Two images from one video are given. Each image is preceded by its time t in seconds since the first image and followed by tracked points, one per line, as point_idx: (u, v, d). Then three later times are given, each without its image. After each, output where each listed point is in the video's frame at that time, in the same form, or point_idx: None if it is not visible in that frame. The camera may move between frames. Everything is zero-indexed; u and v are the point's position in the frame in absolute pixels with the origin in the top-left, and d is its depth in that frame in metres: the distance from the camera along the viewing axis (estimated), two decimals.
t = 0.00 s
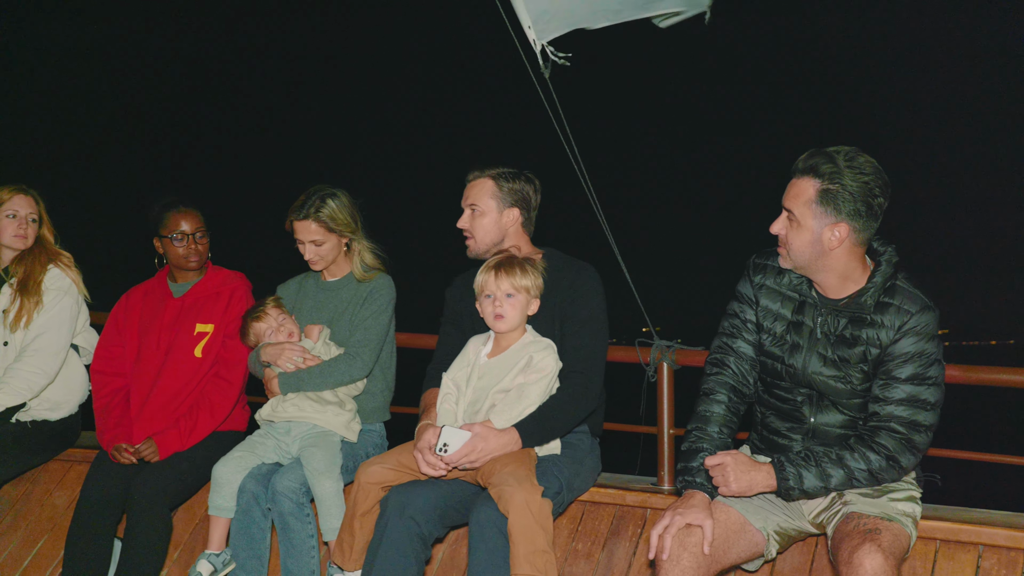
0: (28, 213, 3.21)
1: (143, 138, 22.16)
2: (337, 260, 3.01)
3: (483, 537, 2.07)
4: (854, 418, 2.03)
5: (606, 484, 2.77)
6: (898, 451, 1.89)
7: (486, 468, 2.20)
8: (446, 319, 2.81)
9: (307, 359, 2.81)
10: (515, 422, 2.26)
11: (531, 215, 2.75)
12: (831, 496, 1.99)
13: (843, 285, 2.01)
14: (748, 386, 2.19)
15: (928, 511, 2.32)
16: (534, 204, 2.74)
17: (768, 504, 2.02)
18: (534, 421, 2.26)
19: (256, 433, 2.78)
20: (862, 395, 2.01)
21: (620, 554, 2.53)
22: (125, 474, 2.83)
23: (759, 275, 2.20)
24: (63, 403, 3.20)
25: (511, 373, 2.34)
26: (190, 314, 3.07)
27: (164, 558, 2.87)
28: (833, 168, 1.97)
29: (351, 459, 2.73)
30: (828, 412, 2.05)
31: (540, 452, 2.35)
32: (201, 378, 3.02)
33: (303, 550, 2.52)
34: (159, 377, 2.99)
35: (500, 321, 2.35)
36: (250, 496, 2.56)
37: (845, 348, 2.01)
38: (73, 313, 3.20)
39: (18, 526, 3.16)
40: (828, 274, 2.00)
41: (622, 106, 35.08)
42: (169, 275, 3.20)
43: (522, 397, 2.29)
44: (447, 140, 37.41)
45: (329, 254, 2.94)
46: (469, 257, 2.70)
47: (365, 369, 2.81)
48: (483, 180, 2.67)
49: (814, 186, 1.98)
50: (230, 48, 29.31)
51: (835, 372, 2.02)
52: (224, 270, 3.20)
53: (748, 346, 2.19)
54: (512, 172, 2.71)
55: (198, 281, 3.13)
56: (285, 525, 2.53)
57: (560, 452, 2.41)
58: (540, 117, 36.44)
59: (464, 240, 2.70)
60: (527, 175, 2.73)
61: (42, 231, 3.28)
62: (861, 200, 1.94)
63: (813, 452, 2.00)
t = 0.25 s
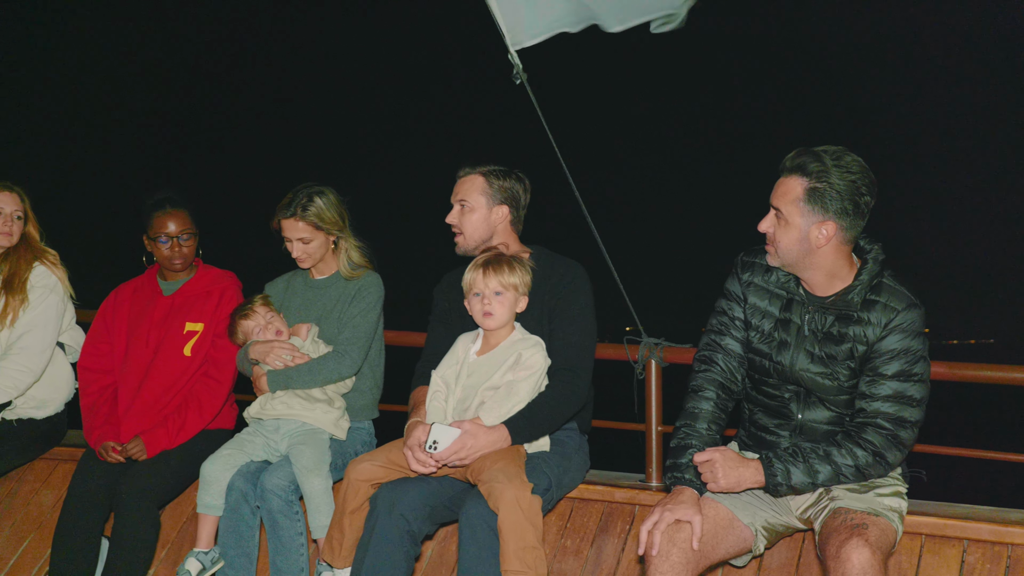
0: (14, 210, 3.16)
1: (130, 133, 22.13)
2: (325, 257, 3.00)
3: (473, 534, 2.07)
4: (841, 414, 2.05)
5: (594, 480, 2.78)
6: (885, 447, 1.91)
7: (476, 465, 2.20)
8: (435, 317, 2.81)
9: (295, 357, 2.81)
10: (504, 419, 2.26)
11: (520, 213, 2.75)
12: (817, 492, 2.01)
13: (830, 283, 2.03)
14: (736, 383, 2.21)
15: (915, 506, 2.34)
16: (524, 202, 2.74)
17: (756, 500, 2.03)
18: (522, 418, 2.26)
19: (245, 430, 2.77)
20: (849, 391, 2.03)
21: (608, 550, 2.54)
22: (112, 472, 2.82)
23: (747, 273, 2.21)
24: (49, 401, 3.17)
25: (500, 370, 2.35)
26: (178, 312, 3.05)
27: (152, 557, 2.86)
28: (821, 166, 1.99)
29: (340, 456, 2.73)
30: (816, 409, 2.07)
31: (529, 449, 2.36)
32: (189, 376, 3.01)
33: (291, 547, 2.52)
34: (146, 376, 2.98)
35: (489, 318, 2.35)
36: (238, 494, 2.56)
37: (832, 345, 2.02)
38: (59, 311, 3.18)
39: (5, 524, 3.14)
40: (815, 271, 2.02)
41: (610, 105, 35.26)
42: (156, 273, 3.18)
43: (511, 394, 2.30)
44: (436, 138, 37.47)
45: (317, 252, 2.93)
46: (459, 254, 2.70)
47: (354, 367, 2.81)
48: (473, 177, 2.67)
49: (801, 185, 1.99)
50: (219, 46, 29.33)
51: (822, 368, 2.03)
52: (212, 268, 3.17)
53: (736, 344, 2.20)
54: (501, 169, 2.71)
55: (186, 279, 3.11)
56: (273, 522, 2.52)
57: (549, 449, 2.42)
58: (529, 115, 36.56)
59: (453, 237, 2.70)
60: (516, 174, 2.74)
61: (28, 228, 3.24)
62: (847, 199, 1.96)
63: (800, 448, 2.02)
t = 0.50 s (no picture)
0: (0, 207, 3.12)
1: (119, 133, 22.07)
2: (315, 255, 2.99)
3: (465, 532, 2.07)
4: (831, 412, 2.06)
5: (585, 478, 2.79)
6: (875, 444, 1.93)
7: (468, 463, 2.20)
8: (426, 315, 2.81)
9: (286, 356, 2.80)
10: (495, 417, 2.27)
11: (512, 211, 2.76)
12: (808, 488, 2.02)
13: (820, 281, 2.04)
14: (727, 380, 2.22)
15: (905, 503, 2.36)
16: (515, 200, 2.75)
17: (747, 497, 2.05)
18: (515, 415, 2.27)
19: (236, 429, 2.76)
20: (839, 388, 2.04)
21: (600, 547, 2.55)
22: (102, 471, 2.80)
23: (738, 271, 2.22)
24: (38, 399, 3.15)
25: (491, 367, 2.35)
26: (167, 310, 3.03)
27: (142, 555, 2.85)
28: (810, 166, 2.00)
29: (331, 454, 2.72)
30: (806, 406, 2.08)
31: (521, 447, 2.37)
32: (178, 375, 2.99)
33: (283, 545, 2.51)
34: (136, 373, 2.96)
35: (480, 316, 2.36)
36: (230, 492, 2.55)
37: (822, 342, 2.04)
38: (48, 309, 3.15)
39: None
40: (805, 270, 2.03)
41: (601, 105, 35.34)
42: (144, 271, 3.15)
43: (503, 392, 2.30)
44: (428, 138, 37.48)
45: (308, 250, 2.93)
46: (452, 252, 2.69)
47: (345, 365, 2.81)
48: (466, 175, 2.67)
49: (791, 183, 2.00)
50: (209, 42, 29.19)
51: (812, 365, 2.05)
52: (200, 266, 3.15)
53: (727, 341, 2.21)
54: (492, 167, 2.72)
55: (174, 278, 3.08)
56: (265, 521, 2.51)
57: (541, 446, 2.42)
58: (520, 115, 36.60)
59: (447, 234, 2.69)
60: (508, 171, 2.74)
61: (15, 226, 3.20)
62: (836, 198, 1.97)
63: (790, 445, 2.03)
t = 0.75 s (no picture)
0: None
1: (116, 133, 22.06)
2: (314, 255, 3.00)
3: (465, 530, 2.08)
4: (829, 410, 2.07)
5: (584, 476, 2.80)
6: (872, 442, 1.94)
7: (468, 462, 2.21)
8: (424, 314, 2.81)
9: (286, 355, 2.80)
10: (496, 416, 2.27)
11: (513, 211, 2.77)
12: (808, 486, 2.03)
13: (818, 280, 2.05)
14: (725, 380, 2.23)
15: (902, 501, 2.38)
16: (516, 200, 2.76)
17: (746, 495, 2.06)
18: (515, 414, 2.27)
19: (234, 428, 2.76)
20: (837, 387, 2.05)
21: (599, 545, 2.56)
22: (100, 471, 2.80)
23: (736, 270, 2.23)
24: (36, 399, 3.15)
25: (491, 367, 2.36)
26: (163, 309, 3.03)
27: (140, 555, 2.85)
28: (808, 166, 2.01)
29: (329, 454, 2.73)
30: (805, 404, 2.09)
31: (520, 446, 2.37)
32: (175, 374, 2.98)
33: (283, 544, 2.51)
34: (133, 373, 2.96)
35: (479, 316, 2.37)
36: (229, 491, 2.54)
37: (821, 341, 2.05)
38: (45, 308, 3.14)
39: None
40: (803, 269, 2.04)
41: (597, 104, 35.39)
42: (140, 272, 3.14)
43: (503, 391, 2.31)
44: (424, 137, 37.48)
45: (307, 249, 2.93)
46: (460, 251, 2.67)
47: (344, 365, 2.81)
48: (465, 174, 2.67)
49: (789, 183, 2.02)
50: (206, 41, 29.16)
51: (810, 364, 2.06)
52: (197, 265, 3.14)
53: (726, 340, 2.22)
54: (491, 166, 2.73)
55: (171, 277, 3.07)
56: (265, 519, 2.51)
57: (541, 445, 2.43)
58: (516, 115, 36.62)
59: (453, 234, 2.67)
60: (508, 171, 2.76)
61: (12, 225, 3.19)
62: (834, 197, 1.98)
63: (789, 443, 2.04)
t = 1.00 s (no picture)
0: None
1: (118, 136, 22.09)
2: (315, 255, 3.00)
3: (468, 529, 2.09)
4: (830, 409, 2.08)
5: (585, 475, 2.81)
6: (874, 441, 1.95)
7: (470, 460, 2.21)
8: (425, 313, 2.82)
9: (287, 354, 2.80)
10: (498, 414, 2.29)
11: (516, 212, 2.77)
12: (810, 486, 2.03)
13: (820, 279, 2.06)
14: (727, 379, 2.23)
15: (902, 499, 2.38)
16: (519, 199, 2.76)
17: (748, 494, 2.06)
18: (518, 413, 2.28)
19: (236, 427, 2.77)
20: (838, 387, 2.06)
21: (600, 544, 2.57)
22: (103, 471, 2.81)
23: (737, 270, 2.24)
24: (38, 398, 3.15)
25: (493, 366, 2.37)
26: (164, 309, 3.03)
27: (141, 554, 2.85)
28: (811, 164, 2.02)
29: (331, 452, 2.73)
30: (805, 404, 2.09)
31: (522, 445, 2.38)
32: (176, 373, 2.99)
33: (286, 544, 2.52)
34: (134, 373, 2.96)
35: (483, 316, 2.37)
36: (231, 490, 2.55)
37: (823, 340, 2.05)
38: (47, 307, 3.15)
39: None
40: (805, 268, 2.05)
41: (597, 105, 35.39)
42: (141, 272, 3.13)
43: (505, 390, 2.32)
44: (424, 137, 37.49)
45: (308, 248, 2.93)
46: (466, 250, 2.67)
47: (346, 364, 2.81)
48: (467, 174, 2.67)
49: (791, 183, 2.02)
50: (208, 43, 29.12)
51: (811, 363, 2.06)
52: (197, 265, 3.13)
53: (727, 339, 2.23)
54: (493, 165, 2.73)
55: (171, 278, 3.07)
56: (266, 518, 2.52)
57: (542, 445, 2.44)
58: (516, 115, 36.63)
59: (460, 234, 2.67)
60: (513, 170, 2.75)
61: (13, 224, 3.19)
62: (836, 196, 1.99)
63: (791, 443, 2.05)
